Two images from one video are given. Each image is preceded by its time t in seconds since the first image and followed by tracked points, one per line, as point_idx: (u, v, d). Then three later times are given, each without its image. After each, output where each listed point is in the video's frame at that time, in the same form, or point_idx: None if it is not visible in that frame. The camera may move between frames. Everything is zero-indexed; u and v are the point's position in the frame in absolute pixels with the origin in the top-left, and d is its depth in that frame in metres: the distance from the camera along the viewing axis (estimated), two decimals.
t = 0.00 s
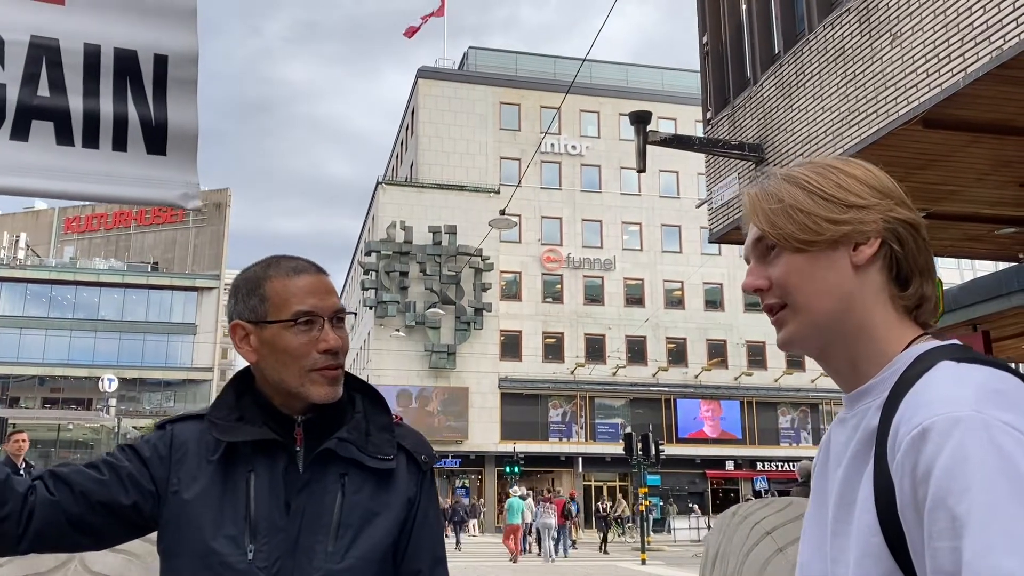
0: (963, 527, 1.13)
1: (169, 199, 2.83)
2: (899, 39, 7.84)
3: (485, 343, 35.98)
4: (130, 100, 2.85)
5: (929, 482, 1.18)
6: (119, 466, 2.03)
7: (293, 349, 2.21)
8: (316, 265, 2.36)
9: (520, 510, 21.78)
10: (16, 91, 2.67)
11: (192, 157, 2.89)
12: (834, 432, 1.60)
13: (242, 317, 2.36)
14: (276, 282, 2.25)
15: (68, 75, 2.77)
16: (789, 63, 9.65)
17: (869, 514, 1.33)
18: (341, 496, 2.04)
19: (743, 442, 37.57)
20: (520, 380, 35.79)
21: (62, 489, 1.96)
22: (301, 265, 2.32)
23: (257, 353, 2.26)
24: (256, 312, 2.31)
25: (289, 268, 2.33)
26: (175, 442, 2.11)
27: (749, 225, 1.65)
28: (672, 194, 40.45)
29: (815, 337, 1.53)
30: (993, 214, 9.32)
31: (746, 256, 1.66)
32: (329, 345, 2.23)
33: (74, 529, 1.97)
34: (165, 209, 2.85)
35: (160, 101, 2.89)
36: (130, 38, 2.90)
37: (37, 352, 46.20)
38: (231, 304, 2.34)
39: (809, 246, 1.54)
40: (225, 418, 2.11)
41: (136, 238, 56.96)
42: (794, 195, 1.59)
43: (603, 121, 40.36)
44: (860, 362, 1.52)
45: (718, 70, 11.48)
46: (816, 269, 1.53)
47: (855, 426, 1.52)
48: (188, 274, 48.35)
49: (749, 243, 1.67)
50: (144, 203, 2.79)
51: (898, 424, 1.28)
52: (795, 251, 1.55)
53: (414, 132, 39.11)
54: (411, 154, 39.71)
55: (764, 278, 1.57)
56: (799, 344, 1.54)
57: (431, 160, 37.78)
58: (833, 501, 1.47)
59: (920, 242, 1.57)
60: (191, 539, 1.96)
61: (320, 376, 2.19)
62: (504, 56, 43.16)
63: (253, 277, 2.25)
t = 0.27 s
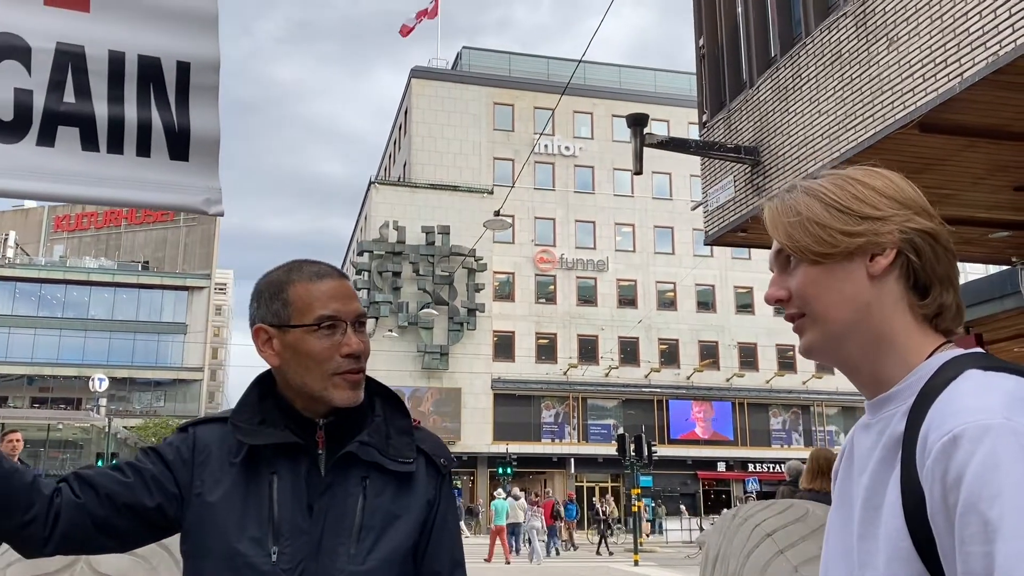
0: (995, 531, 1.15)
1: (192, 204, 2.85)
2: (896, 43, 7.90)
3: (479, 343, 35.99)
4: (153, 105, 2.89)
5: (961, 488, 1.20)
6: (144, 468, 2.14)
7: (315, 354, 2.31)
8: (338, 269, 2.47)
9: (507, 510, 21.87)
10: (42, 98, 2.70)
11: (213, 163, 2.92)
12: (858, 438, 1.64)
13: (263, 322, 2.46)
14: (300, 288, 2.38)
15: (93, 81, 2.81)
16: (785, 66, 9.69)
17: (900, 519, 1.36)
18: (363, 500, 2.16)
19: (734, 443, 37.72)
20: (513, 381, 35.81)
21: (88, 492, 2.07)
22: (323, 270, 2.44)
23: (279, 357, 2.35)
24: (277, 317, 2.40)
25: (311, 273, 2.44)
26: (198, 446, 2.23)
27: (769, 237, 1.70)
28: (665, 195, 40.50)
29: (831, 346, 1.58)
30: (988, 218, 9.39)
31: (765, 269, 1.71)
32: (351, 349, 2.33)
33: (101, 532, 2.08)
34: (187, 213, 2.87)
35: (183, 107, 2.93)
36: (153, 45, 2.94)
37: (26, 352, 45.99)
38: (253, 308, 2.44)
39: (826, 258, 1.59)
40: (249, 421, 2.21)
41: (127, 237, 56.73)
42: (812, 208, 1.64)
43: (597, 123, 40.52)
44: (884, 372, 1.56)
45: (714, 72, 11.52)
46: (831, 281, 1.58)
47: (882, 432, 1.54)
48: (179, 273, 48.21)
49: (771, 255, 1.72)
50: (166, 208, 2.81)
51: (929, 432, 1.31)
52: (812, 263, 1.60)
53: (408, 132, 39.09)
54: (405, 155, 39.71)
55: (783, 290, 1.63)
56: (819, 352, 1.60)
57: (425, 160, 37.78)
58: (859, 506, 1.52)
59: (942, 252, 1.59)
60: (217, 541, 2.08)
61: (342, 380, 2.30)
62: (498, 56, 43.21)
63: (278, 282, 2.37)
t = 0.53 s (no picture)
0: (1011, 530, 1.18)
1: (208, 206, 2.85)
2: (890, 47, 7.95)
3: (470, 344, 35.96)
4: (170, 106, 2.88)
5: (977, 486, 1.24)
6: (159, 467, 2.16)
7: (330, 354, 2.34)
8: (350, 270, 2.50)
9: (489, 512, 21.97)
10: (62, 98, 2.71)
11: (229, 165, 2.92)
12: (872, 440, 1.69)
13: (278, 323, 2.48)
14: (313, 289, 2.40)
15: (111, 81, 2.81)
16: (779, 69, 9.74)
17: (915, 520, 1.41)
18: (376, 498, 2.20)
19: (724, 444, 37.85)
20: (504, 381, 35.82)
21: (104, 491, 2.08)
22: (335, 270, 2.46)
23: (293, 357, 2.37)
24: (292, 317, 2.43)
25: (324, 274, 2.47)
26: (211, 444, 2.25)
27: (784, 241, 1.75)
28: (656, 196, 40.58)
29: (846, 347, 1.62)
30: (980, 220, 9.45)
31: (780, 272, 1.76)
32: (366, 348, 2.36)
33: (117, 531, 2.08)
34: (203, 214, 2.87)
35: (198, 107, 2.92)
36: (169, 47, 2.94)
37: (14, 351, 45.85)
38: (267, 310, 2.45)
39: (841, 260, 1.62)
40: (262, 420, 2.24)
41: (116, 236, 56.49)
42: (826, 212, 1.68)
43: (588, 124, 40.64)
44: (900, 374, 1.60)
45: (707, 75, 11.56)
46: (845, 283, 1.62)
47: (897, 433, 1.59)
48: (168, 273, 48.00)
49: (785, 259, 1.76)
50: (181, 208, 2.80)
51: (944, 434, 1.34)
52: (827, 266, 1.64)
53: (399, 132, 39.07)
54: (396, 155, 39.67)
55: (798, 293, 1.67)
56: (834, 354, 1.64)
57: (416, 160, 37.75)
58: (874, 506, 1.57)
59: (953, 254, 1.63)
60: (233, 539, 2.10)
61: (358, 379, 2.32)
62: (490, 57, 43.24)
63: (291, 282, 2.40)
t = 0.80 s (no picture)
0: (1020, 526, 1.21)
1: (207, 200, 2.84)
2: (881, 48, 7.99)
3: (460, 344, 35.91)
4: (169, 100, 2.87)
5: (988, 481, 1.27)
6: (157, 465, 2.13)
7: (334, 349, 2.34)
8: (354, 267, 2.50)
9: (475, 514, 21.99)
10: (60, 91, 2.68)
11: (229, 161, 2.91)
12: (880, 436, 1.73)
13: (279, 317, 2.48)
14: (317, 283, 2.40)
15: (109, 75, 2.79)
16: (771, 70, 9.77)
17: (927, 516, 1.44)
18: (377, 495, 2.18)
19: (714, 444, 37.94)
20: (494, 382, 35.81)
21: (101, 489, 2.05)
22: (339, 266, 2.47)
23: (295, 352, 2.37)
24: (294, 311, 2.43)
25: (329, 269, 2.48)
26: (209, 441, 2.23)
27: (793, 238, 1.79)
28: (647, 197, 40.64)
29: (854, 343, 1.66)
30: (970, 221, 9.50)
31: (789, 270, 1.80)
32: (368, 342, 2.35)
33: (114, 529, 2.06)
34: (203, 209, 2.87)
35: (198, 102, 2.91)
36: (169, 40, 2.93)
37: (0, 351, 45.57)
38: (270, 304, 2.45)
39: (851, 255, 1.67)
40: (263, 415, 2.22)
41: (104, 235, 56.14)
42: (834, 209, 1.73)
43: (579, 124, 40.68)
44: (906, 369, 1.64)
45: (699, 76, 11.59)
46: (857, 278, 1.66)
47: (905, 429, 1.63)
48: (157, 272, 47.76)
49: (793, 256, 1.80)
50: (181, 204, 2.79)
51: (955, 428, 1.38)
52: (837, 261, 1.68)
53: (390, 131, 38.99)
54: (387, 154, 39.59)
55: (807, 289, 1.72)
56: (844, 348, 1.67)
57: (407, 160, 37.68)
58: (883, 500, 1.62)
59: (961, 251, 1.68)
60: (234, 536, 2.08)
61: (361, 375, 2.31)
62: (480, 57, 43.22)
63: (293, 276, 2.39)
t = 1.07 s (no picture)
0: None
1: (193, 195, 2.81)
2: (872, 49, 7.99)
3: (451, 345, 35.84)
4: (154, 92, 2.83)
5: (994, 484, 1.25)
6: (139, 467, 2.09)
7: (324, 348, 2.30)
8: (346, 264, 2.45)
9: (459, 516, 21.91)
10: (41, 83, 2.64)
11: (215, 155, 2.88)
12: (882, 436, 1.71)
13: (268, 314, 2.43)
14: (307, 280, 2.36)
15: (92, 66, 2.75)
16: (763, 70, 9.76)
17: (929, 519, 1.43)
18: (366, 497, 2.15)
19: (704, 445, 38.02)
20: (485, 382, 35.77)
21: (81, 492, 2.01)
22: (330, 262, 2.43)
23: (283, 350, 2.33)
24: (283, 308, 2.39)
25: (319, 266, 2.43)
26: (193, 442, 2.18)
27: (795, 233, 1.76)
28: (638, 198, 40.66)
29: (856, 341, 1.64)
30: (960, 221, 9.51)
31: (788, 266, 1.78)
32: (361, 344, 2.32)
33: (96, 532, 2.02)
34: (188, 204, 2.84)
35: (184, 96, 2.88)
36: (154, 32, 2.89)
37: None
38: (259, 300, 2.41)
39: (853, 252, 1.65)
40: (248, 417, 2.18)
41: (93, 235, 55.84)
42: (835, 204, 1.71)
43: (570, 125, 40.68)
44: (908, 368, 1.63)
45: (690, 76, 11.57)
46: (860, 274, 1.64)
47: (907, 428, 1.62)
48: (146, 273, 47.51)
49: (793, 252, 1.78)
50: (168, 200, 2.76)
51: (961, 429, 1.36)
52: (839, 257, 1.66)
53: (381, 132, 38.95)
54: (377, 155, 39.51)
55: (808, 286, 1.69)
56: (846, 347, 1.65)
57: (398, 160, 37.60)
58: (885, 503, 1.61)
59: (964, 247, 1.67)
60: (218, 539, 2.04)
61: (352, 376, 2.28)
62: (471, 57, 43.18)
63: (285, 274, 2.34)
